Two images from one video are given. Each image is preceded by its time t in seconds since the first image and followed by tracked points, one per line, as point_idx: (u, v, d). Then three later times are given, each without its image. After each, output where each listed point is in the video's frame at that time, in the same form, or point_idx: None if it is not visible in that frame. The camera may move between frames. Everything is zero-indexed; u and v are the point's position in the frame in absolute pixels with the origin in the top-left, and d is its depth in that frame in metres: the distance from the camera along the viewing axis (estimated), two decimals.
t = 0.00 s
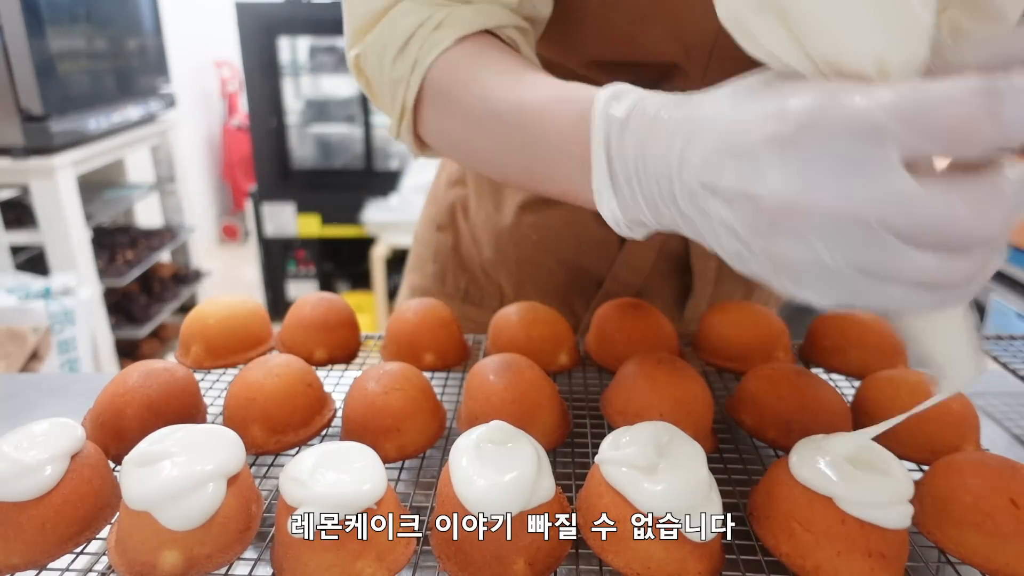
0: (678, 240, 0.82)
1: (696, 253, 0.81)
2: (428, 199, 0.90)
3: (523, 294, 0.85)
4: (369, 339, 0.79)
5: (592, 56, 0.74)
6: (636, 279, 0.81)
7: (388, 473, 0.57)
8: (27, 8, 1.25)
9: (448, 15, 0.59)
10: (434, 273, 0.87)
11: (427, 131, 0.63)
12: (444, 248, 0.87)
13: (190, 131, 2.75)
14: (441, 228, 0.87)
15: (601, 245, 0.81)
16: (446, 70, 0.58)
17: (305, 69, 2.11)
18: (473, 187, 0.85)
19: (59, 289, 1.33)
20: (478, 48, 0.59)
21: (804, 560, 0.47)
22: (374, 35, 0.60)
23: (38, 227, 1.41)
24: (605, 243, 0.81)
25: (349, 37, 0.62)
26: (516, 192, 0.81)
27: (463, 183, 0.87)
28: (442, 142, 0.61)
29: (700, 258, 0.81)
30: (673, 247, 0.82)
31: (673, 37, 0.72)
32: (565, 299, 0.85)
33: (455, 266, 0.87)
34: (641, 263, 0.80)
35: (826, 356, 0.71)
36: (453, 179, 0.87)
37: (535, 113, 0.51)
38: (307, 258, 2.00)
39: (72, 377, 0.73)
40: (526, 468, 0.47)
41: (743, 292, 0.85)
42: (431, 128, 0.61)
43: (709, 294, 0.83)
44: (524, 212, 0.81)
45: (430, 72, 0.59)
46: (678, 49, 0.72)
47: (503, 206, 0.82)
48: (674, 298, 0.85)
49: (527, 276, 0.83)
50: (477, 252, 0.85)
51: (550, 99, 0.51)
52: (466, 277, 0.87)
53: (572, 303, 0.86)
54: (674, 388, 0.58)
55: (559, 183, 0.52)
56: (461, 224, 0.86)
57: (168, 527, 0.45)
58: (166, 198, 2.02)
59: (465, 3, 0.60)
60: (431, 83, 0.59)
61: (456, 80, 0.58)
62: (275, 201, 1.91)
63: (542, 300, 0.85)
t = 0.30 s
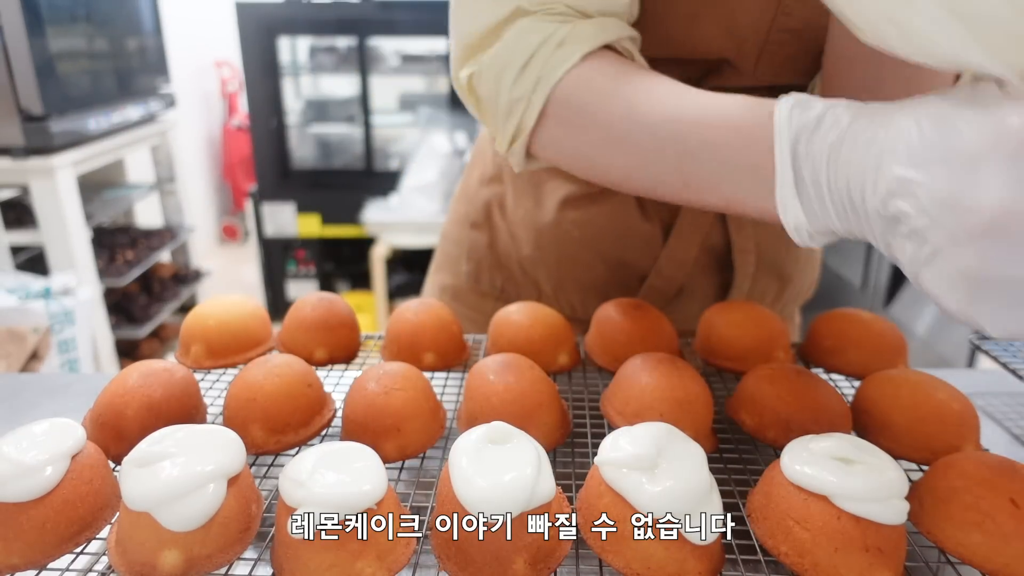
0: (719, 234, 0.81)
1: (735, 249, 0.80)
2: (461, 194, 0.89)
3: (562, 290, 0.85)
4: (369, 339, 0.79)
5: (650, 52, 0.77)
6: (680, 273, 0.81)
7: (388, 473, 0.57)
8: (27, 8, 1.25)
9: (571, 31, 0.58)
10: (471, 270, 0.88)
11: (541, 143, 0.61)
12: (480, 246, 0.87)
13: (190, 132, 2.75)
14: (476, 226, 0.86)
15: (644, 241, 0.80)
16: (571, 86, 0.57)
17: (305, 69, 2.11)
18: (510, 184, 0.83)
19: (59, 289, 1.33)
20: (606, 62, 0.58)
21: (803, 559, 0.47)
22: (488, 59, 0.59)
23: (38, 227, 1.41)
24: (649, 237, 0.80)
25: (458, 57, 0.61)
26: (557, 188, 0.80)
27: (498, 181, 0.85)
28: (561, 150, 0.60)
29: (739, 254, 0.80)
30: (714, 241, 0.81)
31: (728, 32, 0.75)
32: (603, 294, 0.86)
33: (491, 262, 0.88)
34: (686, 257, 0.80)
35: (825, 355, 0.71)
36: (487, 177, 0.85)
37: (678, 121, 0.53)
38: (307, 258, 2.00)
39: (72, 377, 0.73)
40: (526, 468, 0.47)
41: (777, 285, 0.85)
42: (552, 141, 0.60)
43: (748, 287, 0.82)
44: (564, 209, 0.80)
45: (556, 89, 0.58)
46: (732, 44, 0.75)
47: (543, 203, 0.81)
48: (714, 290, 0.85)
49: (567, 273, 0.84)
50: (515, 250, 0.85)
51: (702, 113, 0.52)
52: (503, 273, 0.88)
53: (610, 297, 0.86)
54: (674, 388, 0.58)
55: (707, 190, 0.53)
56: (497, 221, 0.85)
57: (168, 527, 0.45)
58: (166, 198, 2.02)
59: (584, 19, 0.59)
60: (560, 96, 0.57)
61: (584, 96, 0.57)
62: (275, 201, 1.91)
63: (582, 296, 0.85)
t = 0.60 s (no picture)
0: (714, 232, 0.82)
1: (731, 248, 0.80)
2: (455, 192, 0.89)
3: (560, 288, 0.85)
4: (369, 339, 0.79)
5: (648, 55, 0.76)
6: (676, 271, 0.81)
7: (388, 473, 0.57)
8: (27, 8, 1.25)
9: (573, 27, 0.56)
10: (467, 268, 0.88)
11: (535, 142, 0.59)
12: (476, 244, 0.87)
13: (190, 131, 2.75)
14: (472, 225, 0.86)
15: (641, 239, 0.81)
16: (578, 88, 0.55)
17: (305, 69, 2.11)
18: (506, 183, 0.83)
19: (59, 289, 1.33)
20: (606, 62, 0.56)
21: (803, 559, 0.47)
22: (483, 49, 0.56)
23: (38, 227, 1.41)
24: (645, 235, 0.81)
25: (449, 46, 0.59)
26: (554, 186, 0.80)
27: (495, 180, 0.84)
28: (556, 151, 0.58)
29: (735, 252, 0.80)
30: (709, 239, 0.82)
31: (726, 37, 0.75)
32: (601, 292, 0.86)
33: (487, 261, 0.88)
34: (680, 254, 0.80)
35: (825, 355, 0.71)
36: (482, 176, 0.85)
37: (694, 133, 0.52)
38: (307, 258, 2.00)
39: (72, 377, 0.73)
40: (526, 468, 0.47)
41: (771, 283, 0.85)
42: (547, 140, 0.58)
43: (742, 284, 0.82)
44: (562, 208, 0.80)
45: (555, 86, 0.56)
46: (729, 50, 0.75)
47: (540, 201, 0.81)
48: (709, 288, 0.85)
49: (564, 271, 0.83)
50: (511, 248, 0.85)
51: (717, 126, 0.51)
52: (499, 272, 0.88)
53: (607, 296, 0.86)
54: (674, 389, 0.58)
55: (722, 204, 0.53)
56: (493, 220, 0.85)
57: (168, 527, 0.45)
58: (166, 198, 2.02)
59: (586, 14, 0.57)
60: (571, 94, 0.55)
61: (590, 100, 0.55)
62: (275, 201, 1.91)
63: (579, 294, 0.85)
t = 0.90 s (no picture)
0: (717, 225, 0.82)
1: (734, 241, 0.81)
2: (462, 190, 0.89)
3: (562, 282, 0.85)
4: (370, 339, 0.79)
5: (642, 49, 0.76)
6: (679, 261, 0.81)
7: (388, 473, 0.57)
8: (27, 8, 1.25)
9: (495, 33, 0.63)
10: (472, 262, 0.88)
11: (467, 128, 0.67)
12: (481, 239, 0.87)
13: (190, 131, 2.75)
14: (477, 220, 0.86)
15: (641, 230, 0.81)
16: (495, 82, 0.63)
17: (305, 69, 2.11)
18: (510, 178, 0.84)
19: (59, 289, 1.33)
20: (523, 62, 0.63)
21: (803, 559, 0.47)
22: (426, 51, 0.65)
23: (38, 227, 1.41)
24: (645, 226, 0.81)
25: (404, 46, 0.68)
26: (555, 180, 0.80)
27: (499, 175, 0.85)
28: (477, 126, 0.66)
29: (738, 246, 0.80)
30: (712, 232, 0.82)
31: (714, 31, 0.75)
32: (604, 285, 0.85)
33: (491, 255, 0.87)
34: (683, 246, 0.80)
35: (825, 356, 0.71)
36: (487, 171, 0.86)
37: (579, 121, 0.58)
38: (307, 258, 2.00)
39: (72, 377, 0.73)
40: (526, 469, 0.47)
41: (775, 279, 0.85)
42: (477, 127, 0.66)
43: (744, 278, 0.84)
44: (563, 201, 0.80)
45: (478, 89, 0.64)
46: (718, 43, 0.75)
47: (542, 195, 0.81)
48: (710, 282, 0.86)
49: (566, 263, 0.83)
50: (516, 242, 0.85)
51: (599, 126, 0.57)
52: (504, 266, 0.87)
53: (611, 290, 0.85)
54: (674, 388, 0.58)
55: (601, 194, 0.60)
56: (497, 214, 0.86)
57: (169, 527, 0.45)
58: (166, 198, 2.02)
59: (510, 22, 0.65)
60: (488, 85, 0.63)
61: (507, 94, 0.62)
62: (275, 201, 1.91)
63: (581, 287, 0.85)
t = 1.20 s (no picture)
0: (713, 217, 0.81)
1: (730, 234, 0.79)
2: (466, 193, 0.89)
3: (559, 277, 0.85)
4: (369, 339, 0.79)
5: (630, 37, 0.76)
6: (672, 255, 0.80)
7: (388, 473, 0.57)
8: (27, 8, 1.25)
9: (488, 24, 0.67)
10: (470, 258, 0.87)
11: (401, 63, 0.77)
12: (480, 235, 0.86)
13: (190, 131, 2.75)
14: (477, 216, 0.86)
15: (637, 224, 0.80)
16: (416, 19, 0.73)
17: (305, 68, 2.11)
18: (510, 174, 0.84)
19: (58, 289, 1.33)
20: None
21: (803, 559, 0.47)
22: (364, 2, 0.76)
23: (38, 227, 1.41)
24: (642, 219, 0.80)
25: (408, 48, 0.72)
26: (553, 172, 0.80)
27: (500, 172, 0.85)
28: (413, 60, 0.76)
29: (735, 238, 0.79)
30: (709, 224, 0.81)
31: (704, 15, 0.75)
32: (602, 281, 0.85)
33: (490, 251, 0.86)
34: (677, 238, 0.79)
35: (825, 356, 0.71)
36: (488, 169, 0.86)
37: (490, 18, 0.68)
38: (307, 258, 2.00)
39: (71, 377, 0.73)
40: (526, 469, 0.47)
41: (778, 277, 0.84)
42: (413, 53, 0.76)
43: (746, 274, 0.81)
44: (561, 193, 0.81)
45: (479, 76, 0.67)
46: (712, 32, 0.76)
47: (540, 188, 0.81)
48: (712, 278, 0.84)
49: (562, 256, 0.83)
50: (513, 237, 0.85)
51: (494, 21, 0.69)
52: (501, 262, 0.86)
53: (607, 285, 0.85)
54: (674, 388, 0.58)
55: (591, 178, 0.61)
56: (497, 211, 0.85)
57: (169, 527, 0.45)
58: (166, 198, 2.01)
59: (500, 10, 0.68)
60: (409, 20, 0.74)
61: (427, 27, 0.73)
62: (275, 200, 1.91)
63: (577, 280, 0.84)
